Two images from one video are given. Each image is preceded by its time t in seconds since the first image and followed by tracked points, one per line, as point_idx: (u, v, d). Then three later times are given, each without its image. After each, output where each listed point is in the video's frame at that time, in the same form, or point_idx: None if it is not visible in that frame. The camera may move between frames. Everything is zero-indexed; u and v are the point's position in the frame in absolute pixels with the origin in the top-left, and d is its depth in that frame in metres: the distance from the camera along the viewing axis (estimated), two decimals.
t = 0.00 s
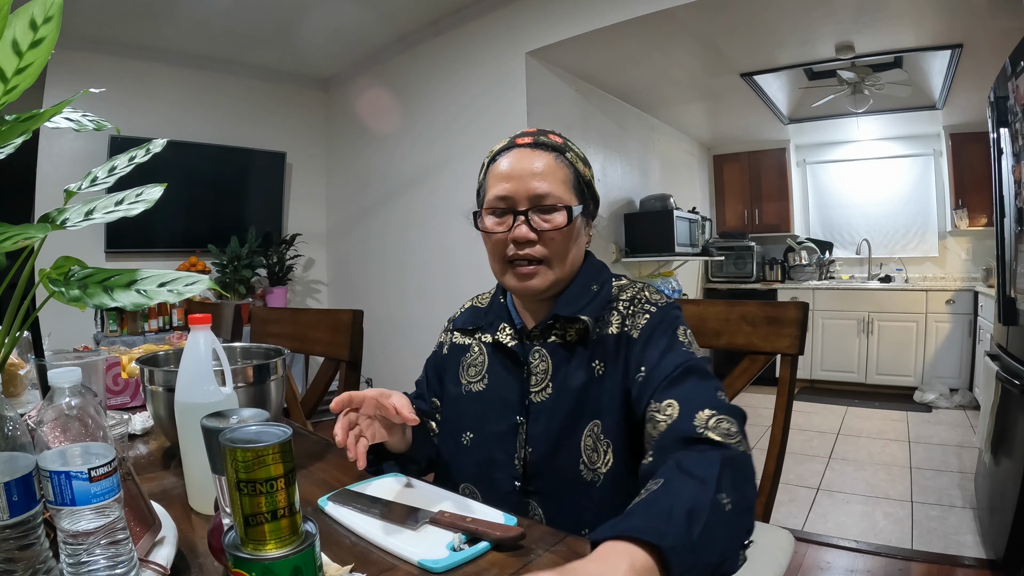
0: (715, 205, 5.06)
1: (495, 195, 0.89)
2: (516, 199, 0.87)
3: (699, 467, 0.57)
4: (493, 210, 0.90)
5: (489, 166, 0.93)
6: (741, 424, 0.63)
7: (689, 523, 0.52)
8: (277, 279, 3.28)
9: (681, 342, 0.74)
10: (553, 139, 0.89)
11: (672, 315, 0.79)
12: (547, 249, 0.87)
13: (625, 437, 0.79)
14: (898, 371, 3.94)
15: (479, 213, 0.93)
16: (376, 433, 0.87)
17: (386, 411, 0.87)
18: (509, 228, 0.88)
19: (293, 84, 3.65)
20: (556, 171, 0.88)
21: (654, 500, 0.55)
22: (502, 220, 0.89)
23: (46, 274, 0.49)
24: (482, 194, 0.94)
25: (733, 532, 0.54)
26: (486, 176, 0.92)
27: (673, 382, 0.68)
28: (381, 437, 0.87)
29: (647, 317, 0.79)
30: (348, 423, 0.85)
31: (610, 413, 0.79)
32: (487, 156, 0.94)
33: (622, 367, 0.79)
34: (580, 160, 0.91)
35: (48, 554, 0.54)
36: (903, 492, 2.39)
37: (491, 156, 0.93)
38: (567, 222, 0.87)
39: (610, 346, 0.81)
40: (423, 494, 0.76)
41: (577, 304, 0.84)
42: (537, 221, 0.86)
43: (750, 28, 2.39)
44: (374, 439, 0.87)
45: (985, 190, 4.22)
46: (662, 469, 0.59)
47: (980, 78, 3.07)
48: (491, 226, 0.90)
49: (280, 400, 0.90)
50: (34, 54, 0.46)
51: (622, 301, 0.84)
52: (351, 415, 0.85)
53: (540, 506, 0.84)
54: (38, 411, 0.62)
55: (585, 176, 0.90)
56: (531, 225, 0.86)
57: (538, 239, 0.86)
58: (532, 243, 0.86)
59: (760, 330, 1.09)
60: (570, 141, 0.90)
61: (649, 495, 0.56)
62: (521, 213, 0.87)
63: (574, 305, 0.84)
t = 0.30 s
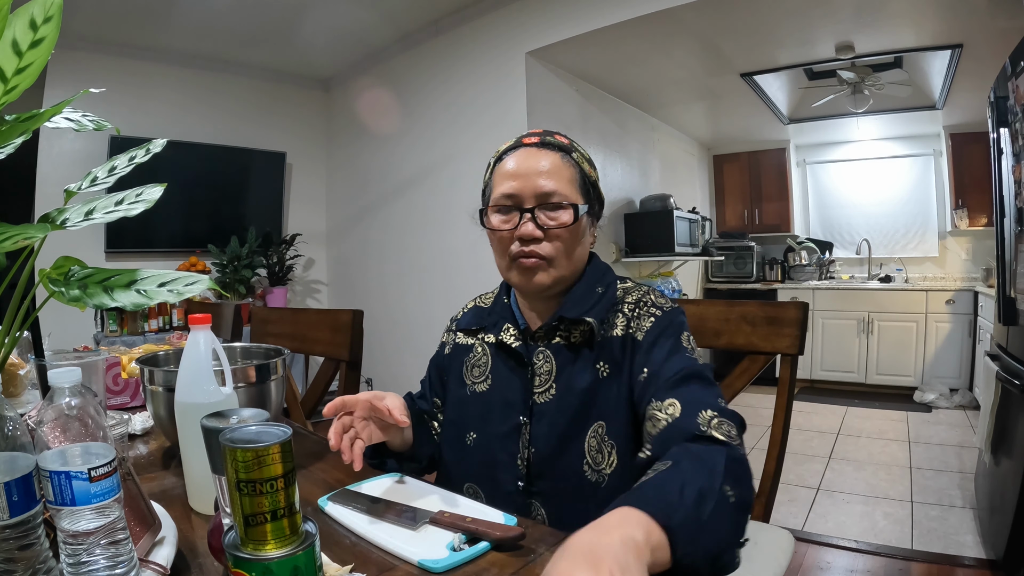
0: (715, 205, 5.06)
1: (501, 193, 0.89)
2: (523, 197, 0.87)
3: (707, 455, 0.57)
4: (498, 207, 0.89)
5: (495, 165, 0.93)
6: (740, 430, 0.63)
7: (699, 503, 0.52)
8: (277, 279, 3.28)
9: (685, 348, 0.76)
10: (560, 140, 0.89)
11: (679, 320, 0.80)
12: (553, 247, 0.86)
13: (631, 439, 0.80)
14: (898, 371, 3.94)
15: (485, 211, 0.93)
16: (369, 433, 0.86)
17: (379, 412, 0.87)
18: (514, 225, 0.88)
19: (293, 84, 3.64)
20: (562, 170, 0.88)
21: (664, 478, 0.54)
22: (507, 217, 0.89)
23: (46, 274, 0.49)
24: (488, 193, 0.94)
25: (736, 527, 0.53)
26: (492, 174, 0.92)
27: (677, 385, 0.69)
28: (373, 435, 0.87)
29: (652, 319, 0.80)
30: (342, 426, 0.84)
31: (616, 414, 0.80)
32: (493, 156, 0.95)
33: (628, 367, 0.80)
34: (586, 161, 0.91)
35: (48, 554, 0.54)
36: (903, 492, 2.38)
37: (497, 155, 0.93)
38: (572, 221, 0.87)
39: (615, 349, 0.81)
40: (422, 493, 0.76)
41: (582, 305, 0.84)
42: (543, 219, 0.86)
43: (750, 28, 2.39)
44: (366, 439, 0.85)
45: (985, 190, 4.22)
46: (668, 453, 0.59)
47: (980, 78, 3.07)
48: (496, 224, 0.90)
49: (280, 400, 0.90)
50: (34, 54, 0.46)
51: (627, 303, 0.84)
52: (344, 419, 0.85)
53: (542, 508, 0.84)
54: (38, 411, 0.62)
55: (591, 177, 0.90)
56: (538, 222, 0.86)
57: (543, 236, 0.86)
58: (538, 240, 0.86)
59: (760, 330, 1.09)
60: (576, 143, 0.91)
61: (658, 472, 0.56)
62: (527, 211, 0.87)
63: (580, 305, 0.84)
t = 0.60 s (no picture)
0: (715, 205, 5.07)
1: (494, 198, 0.89)
2: (515, 200, 0.87)
3: (690, 464, 0.57)
4: (492, 212, 0.90)
5: (486, 172, 0.94)
6: (723, 428, 0.64)
7: (683, 519, 0.52)
8: (277, 279, 3.28)
9: (676, 342, 0.75)
10: (545, 141, 0.90)
11: (674, 317, 0.80)
12: (550, 245, 0.86)
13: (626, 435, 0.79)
14: (898, 371, 3.94)
15: (479, 218, 0.93)
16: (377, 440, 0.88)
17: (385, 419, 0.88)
18: (510, 228, 0.88)
19: (293, 84, 3.64)
20: (551, 169, 0.88)
21: (647, 489, 0.55)
22: (502, 221, 0.89)
23: (46, 274, 0.49)
24: (481, 200, 0.95)
25: (717, 533, 0.55)
26: (483, 181, 0.93)
27: (664, 378, 0.69)
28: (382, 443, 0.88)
29: (647, 315, 0.80)
30: (350, 434, 0.85)
31: (610, 407, 0.79)
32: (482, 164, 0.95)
33: (621, 363, 0.80)
34: (574, 159, 0.92)
35: (48, 554, 0.54)
36: (903, 492, 2.39)
37: (486, 162, 0.94)
38: (566, 218, 0.87)
39: (611, 345, 0.81)
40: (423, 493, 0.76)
41: (580, 301, 0.84)
42: (538, 218, 0.86)
43: (750, 28, 2.39)
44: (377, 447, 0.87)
45: (985, 190, 4.22)
46: (648, 458, 0.60)
47: (980, 78, 3.07)
48: (492, 229, 0.90)
49: (280, 400, 0.90)
50: (34, 54, 0.46)
51: (624, 299, 0.84)
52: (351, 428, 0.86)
53: (538, 504, 0.84)
54: (38, 411, 0.62)
55: (580, 174, 0.91)
56: (532, 222, 0.86)
57: (539, 235, 0.86)
58: (535, 240, 0.86)
59: (760, 330, 1.09)
60: (561, 142, 0.92)
61: (637, 485, 0.56)
62: (521, 212, 0.87)
63: (579, 302, 0.84)
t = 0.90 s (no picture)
0: (715, 205, 5.07)
1: (494, 200, 0.89)
2: (514, 201, 0.88)
3: (694, 456, 0.57)
4: (492, 214, 0.90)
5: (487, 175, 0.94)
6: (728, 424, 0.64)
7: (685, 511, 0.53)
8: (277, 279, 3.28)
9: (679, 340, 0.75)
10: (543, 145, 0.90)
11: (676, 316, 0.80)
12: (548, 245, 0.86)
13: (630, 431, 0.79)
14: (898, 371, 3.93)
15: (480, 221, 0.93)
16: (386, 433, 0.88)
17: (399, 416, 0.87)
18: (509, 229, 0.88)
19: (293, 84, 3.64)
20: (549, 172, 0.88)
21: (653, 483, 0.55)
22: (502, 222, 0.89)
23: (46, 274, 0.49)
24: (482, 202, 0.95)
25: (721, 527, 0.55)
26: (484, 185, 0.93)
27: (668, 377, 0.69)
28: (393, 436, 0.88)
29: (649, 314, 0.80)
30: (360, 425, 0.86)
31: (612, 403, 0.79)
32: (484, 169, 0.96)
33: (624, 360, 0.79)
34: (573, 163, 0.92)
35: (48, 554, 0.54)
36: (903, 492, 2.39)
37: (487, 167, 0.94)
38: (564, 218, 0.87)
39: (615, 343, 0.81)
40: (424, 493, 0.76)
41: (581, 298, 0.84)
42: (536, 219, 0.86)
43: (750, 28, 2.39)
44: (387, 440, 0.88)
45: (985, 190, 4.22)
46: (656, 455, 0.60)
47: (980, 78, 3.07)
48: (492, 230, 0.90)
49: (280, 400, 0.90)
50: (34, 54, 0.46)
51: (625, 298, 0.85)
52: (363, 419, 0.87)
53: (542, 498, 0.84)
54: (38, 411, 0.62)
55: (579, 177, 0.91)
56: (531, 223, 0.86)
57: (538, 235, 0.86)
58: (533, 240, 0.86)
59: (760, 330, 1.09)
60: (560, 146, 0.92)
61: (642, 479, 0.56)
62: (520, 213, 0.87)
63: (580, 298, 0.84)
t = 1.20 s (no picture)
0: (715, 205, 5.07)
1: (495, 201, 0.90)
2: (514, 202, 0.88)
3: (711, 452, 0.56)
4: (493, 215, 0.90)
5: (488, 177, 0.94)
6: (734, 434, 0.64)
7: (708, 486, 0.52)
8: (277, 279, 3.28)
9: (684, 347, 0.75)
10: (544, 146, 0.90)
11: (679, 321, 0.81)
12: (547, 245, 0.86)
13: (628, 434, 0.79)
14: (898, 371, 3.93)
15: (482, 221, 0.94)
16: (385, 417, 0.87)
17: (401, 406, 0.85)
18: (509, 229, 0.88)
19: (293, 84, 3.65)
20: (549, 172, 0.88)
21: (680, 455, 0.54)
22: (502, 223, 0.89)
23: (46, 274, 0.49)
24: (484, 203, 0.95)
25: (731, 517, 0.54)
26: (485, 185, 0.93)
27: (677, 383, 0.69)
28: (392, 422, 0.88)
29: (652, 319, 0.80)
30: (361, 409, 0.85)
31: (611, 404, 0.79)
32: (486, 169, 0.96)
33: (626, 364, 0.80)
34: (573, 163, 0.92)
35: (48, 554, 0.54)
36: (903, 492, 2.39)
37: (489, 168, 0.95)
38: (563, 219, 0.87)
39: (614, 346, 0.81)
40: (424, 494, 0.76)
41: (579, 299, 0.85)
42: (535, 220, 0.87)
43: (750, 29, 2.39)
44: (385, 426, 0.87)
45: (985, 191, 4.22)
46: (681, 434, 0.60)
47: (980, 78, 3.07)
48: (493, 230, 0.91)
49: (279, 400, 0.90)
50: (34, 54, 0.46)
51: (626, 301, 0.85)
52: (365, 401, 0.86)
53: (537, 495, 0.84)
54: (38, 411, 0.62)
55: (579, 177, 0.90)
56: (530, 224, 0.86)
57: (536, 235, 0.86)
58: (532, 240, 0.86)
59: (760, 330, 1.09)
60: (561, 147, 0.92)
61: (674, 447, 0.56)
62: (520, 214, 0.87)
63: (579, 300, 0.85)
